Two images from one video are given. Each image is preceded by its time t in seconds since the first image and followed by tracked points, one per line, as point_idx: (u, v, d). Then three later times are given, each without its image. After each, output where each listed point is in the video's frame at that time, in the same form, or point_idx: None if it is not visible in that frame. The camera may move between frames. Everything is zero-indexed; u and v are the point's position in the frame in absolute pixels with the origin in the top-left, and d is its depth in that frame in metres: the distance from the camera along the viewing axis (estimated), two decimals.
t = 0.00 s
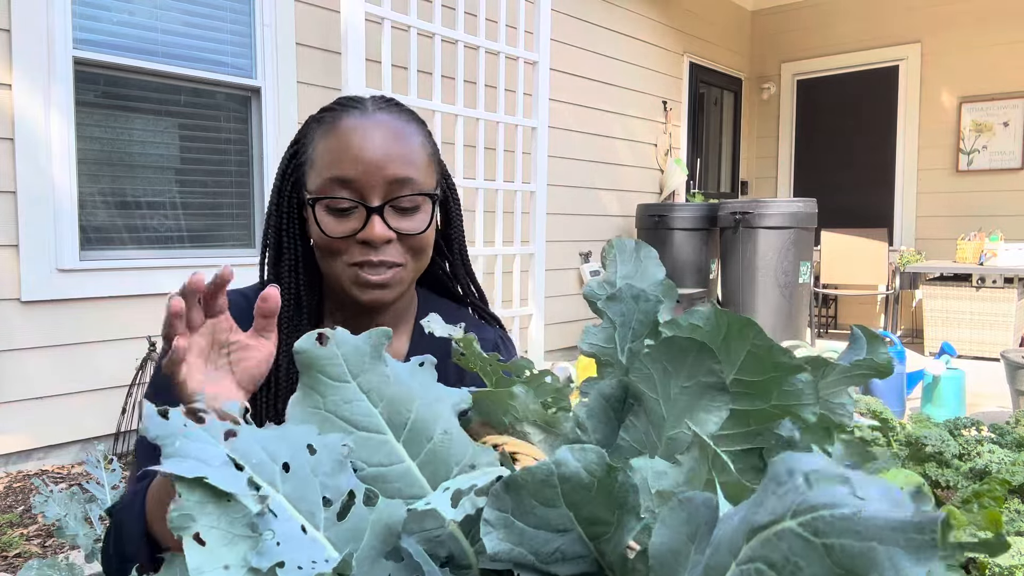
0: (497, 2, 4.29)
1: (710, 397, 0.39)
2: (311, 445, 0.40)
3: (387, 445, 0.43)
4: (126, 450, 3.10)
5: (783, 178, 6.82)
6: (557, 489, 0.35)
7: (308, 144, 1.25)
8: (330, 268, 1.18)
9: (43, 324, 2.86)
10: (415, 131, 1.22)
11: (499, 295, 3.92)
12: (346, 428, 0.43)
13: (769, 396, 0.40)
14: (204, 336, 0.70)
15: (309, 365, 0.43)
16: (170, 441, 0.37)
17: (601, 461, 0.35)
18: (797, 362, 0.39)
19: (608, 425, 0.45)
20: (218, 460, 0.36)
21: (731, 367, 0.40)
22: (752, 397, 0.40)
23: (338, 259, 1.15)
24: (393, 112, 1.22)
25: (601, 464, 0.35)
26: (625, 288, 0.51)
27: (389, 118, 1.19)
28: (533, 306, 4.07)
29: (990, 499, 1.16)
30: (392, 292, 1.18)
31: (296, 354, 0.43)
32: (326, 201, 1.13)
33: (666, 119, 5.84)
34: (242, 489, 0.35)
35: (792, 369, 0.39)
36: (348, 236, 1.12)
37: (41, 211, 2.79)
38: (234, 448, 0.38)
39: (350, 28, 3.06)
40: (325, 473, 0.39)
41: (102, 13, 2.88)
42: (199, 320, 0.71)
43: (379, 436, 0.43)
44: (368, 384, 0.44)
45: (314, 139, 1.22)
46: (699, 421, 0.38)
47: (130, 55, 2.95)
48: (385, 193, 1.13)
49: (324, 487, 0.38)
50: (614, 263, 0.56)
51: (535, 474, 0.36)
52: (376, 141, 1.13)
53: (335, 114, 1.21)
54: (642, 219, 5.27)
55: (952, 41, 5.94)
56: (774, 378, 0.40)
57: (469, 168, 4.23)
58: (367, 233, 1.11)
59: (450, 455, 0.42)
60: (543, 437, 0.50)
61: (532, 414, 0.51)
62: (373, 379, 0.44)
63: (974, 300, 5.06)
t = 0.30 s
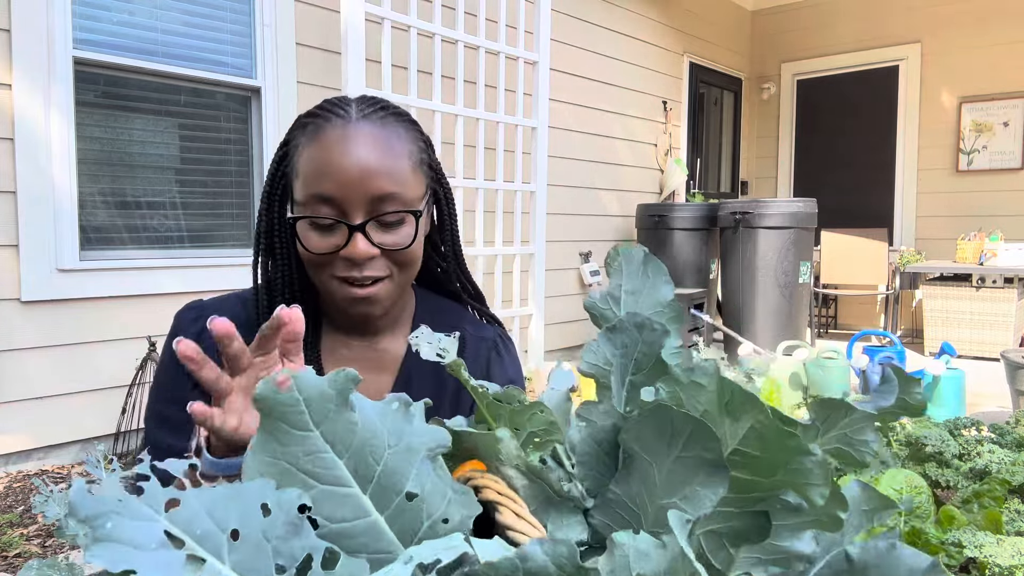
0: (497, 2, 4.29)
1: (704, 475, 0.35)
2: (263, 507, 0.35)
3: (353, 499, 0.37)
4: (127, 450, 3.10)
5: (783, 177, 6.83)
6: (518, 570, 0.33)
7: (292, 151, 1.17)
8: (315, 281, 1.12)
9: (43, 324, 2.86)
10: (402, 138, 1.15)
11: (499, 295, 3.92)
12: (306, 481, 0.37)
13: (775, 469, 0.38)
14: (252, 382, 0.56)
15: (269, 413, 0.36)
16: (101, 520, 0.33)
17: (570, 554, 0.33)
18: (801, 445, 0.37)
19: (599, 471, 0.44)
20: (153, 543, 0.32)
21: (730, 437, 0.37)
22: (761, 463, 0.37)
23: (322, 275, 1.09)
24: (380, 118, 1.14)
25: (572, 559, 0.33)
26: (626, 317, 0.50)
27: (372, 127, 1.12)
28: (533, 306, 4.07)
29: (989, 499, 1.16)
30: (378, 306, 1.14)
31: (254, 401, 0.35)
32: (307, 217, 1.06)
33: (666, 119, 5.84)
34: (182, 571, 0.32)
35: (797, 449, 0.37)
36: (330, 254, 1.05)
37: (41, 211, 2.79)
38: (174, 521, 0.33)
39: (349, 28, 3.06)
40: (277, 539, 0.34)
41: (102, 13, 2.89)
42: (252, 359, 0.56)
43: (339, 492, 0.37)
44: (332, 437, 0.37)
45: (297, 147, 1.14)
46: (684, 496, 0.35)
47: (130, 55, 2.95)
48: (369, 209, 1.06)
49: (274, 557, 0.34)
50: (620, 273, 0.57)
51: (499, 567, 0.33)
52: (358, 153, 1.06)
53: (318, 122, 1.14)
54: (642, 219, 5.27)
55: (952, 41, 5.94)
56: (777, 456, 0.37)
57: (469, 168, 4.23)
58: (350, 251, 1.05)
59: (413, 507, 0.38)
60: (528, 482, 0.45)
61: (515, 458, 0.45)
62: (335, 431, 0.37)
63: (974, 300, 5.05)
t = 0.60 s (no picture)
0: (497, 2, 4.29)
1: (759, 563, 0.37)
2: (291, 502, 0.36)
3: (384, 504, 0.40)
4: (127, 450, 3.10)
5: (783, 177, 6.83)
6: None
7: (299, 159, 1.16)
8: (328, 295, 1.12)
9: (42, 324, 2.86)
10: (415, 150, 1.14)
11: (499, 295, 3.92)
12: (338, 480, 0.40)
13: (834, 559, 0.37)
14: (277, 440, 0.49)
15: (312, 403, 0.40)
16: (124, 499, 0.36)
17: None
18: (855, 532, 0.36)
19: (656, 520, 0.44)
20: (169, 529, 0.35)
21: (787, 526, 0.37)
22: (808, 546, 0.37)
23: (334, 288, 1.09)
24: (394, 130, 1.14)
25: None
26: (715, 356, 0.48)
27: (385, 137, 1.11)
28: (533, 306, 4.07)
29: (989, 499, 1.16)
30: (392, 318, 1.14)
31: (299, 387, 0.40)
32: (321, 232, 1.05)
33: (666, 119, 5.84)
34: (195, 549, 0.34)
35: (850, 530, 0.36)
36: (344, 268, 1.05)
37: (41, 212, 2.79)
38: (196, 508, 0.36)
39: (349, 28, 3.06)
40: (292, 531, 0.36)
41: (102, 13, 2.88)
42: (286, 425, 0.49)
43: (371, 494, 0.40)
44: (372, 439, 0.40)
45: (307, 158, 1.13)
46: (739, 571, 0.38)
47: (130, 55, 2.95)
48: (384, 225, 1.05)
49: (292, 554, 0.35)
50: (730, 297, 0.53)
51: None
52: (372, 165, 1.05)
53: (326, 132, 1.13)
54: (642, 219, 5.27)
55: (952, 41, 5.94)
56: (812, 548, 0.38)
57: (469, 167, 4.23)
58: (365, 266, 1.05)
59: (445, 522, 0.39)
60: (567, 515, 0.46)
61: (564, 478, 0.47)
62: (376, 434, 0.40)
63: (974, 300, 5.05)
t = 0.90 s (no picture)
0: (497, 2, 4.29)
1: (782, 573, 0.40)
2: (437, 441, 0.39)
3: (506, 470, 0.41)
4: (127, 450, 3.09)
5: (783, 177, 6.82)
6: None
7: (272, 154, 1.16)
8: (308, 290, 1.12)
9: (42, 325, 2.86)
10: (389, 138, 1.15)
11: (498, 294, 3.92)
12: (480, 438, 0.42)
13: None
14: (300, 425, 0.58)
15: (480, 363, 0.42)
16: (320, 382, 0.39)
17: None
18: None
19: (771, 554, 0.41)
20: (347, 417, 0.38)
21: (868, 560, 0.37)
22: None
23: (314, 283, 1.10)
24: (366, 119, 1.15)
25: None
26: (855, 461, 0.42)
27: (357, 126, 1.12)
28: (533, 306, 4.07)
29: (989, 499, 1.16)
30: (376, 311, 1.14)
31: (471, 351, 0.42)
32: (297, 225, 1.07)
33: (666, 119, 5.84)
34: (355, 450, 0.37)
35: None
36: (321, 261, 1.06)
37: (41, 212, 2.79)
38: (370, 415, 0.38)
39: (349, 28, 3.06)
40: (437, 476, 0.38)
41: (102, 13, 2.89)
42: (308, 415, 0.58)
43: (505, 464, 0.41)
44: (518, 413, 0.41)
45: (279, 151, 1.14)
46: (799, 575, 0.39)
47: (130, 55, 2.95)
48: (358, 213, 1.06)
49: (425, 485, 0.37)
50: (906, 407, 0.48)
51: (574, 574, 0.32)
52: (344, 154, 1.06)
53: (297, 124, 1.14)
54: (642, 219, 5.27)
55: (952, 41, 5.94)
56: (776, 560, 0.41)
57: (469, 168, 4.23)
58: (343, 256, 1.06)
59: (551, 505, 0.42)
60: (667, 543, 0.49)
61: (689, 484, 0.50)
62: (525, 408, 0.41)
63: (974, 300, 5.05)
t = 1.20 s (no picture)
0: (497, 2, 4.29)
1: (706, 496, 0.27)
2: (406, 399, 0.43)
3: (476, 418, 0.43)
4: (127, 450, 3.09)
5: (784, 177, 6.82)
6: (566, 447, 0.32)
7: (268, 141, 1.17)
8: (307, 275, 1.11)
9: (41, 325, 2.86)
10: (386, 121, 1.17)
11: (499, 295, 3.92)
12: (444, 393, 0.44)
13: (831, 427, 0.28)
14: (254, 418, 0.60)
15: (435, 341, 0.46)
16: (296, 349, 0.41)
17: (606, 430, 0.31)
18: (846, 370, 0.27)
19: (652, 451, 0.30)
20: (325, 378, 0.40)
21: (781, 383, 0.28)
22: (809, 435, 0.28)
23: (314, 266, 1.09)
24: (362, 103, 1.16)
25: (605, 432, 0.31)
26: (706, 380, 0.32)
27: (354, 108, 1.13)
28: (533, 306, 4.07)
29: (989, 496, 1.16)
30: (375, 294, 1.13)
31: (426, 331, 0.46)
32: (296, 204, 1.06)
33: (666, 119, 5.84)
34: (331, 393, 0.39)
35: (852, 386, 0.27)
36: (321, 240, 1.05)
37: (41, 212, 2.79)
38: (345, 377, 0.40)
39: (349, 28, 3.06)
40: (411, 419, 0.41)
41: (103, 13, 2.89)
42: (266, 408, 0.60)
43: (470, 409, 0.44)
44: (471, 364, 0.45)
45: (274, 136, 1.15)
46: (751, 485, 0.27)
47: (130, 55, 2.95)
48: (358, 191, 1.07)
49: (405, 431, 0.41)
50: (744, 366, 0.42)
51: (547, 427, 0.32)
52: (338, 131, 1.07)
53: (294, 109, 1.14)
54: (642, 219, 5.27)
55: (952, 41, 5.94)
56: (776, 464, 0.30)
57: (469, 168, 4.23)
58: (343, 234, 1.05)
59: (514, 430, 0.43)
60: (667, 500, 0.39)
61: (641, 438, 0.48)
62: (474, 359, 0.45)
63: (974, 300, 5.05)
